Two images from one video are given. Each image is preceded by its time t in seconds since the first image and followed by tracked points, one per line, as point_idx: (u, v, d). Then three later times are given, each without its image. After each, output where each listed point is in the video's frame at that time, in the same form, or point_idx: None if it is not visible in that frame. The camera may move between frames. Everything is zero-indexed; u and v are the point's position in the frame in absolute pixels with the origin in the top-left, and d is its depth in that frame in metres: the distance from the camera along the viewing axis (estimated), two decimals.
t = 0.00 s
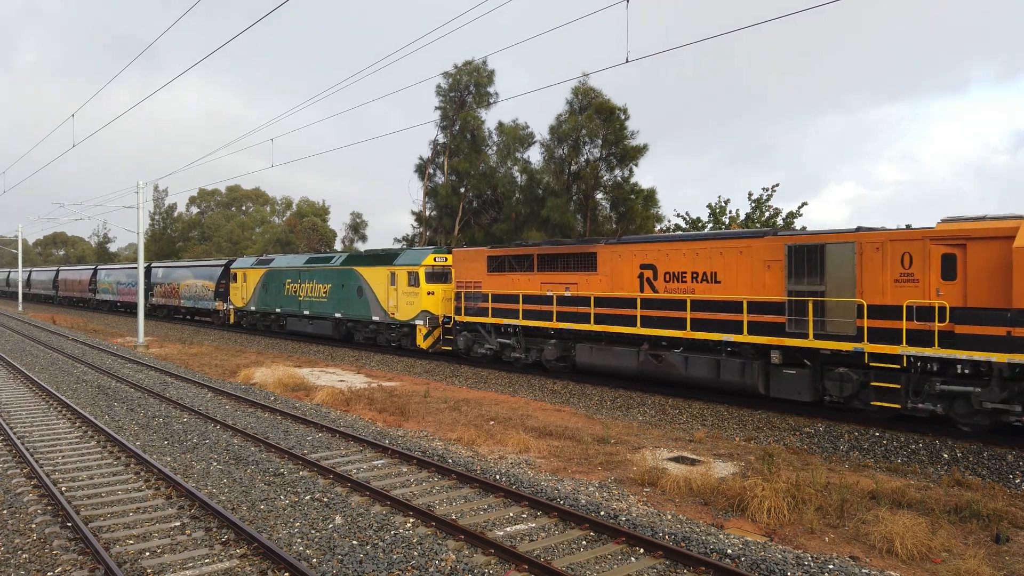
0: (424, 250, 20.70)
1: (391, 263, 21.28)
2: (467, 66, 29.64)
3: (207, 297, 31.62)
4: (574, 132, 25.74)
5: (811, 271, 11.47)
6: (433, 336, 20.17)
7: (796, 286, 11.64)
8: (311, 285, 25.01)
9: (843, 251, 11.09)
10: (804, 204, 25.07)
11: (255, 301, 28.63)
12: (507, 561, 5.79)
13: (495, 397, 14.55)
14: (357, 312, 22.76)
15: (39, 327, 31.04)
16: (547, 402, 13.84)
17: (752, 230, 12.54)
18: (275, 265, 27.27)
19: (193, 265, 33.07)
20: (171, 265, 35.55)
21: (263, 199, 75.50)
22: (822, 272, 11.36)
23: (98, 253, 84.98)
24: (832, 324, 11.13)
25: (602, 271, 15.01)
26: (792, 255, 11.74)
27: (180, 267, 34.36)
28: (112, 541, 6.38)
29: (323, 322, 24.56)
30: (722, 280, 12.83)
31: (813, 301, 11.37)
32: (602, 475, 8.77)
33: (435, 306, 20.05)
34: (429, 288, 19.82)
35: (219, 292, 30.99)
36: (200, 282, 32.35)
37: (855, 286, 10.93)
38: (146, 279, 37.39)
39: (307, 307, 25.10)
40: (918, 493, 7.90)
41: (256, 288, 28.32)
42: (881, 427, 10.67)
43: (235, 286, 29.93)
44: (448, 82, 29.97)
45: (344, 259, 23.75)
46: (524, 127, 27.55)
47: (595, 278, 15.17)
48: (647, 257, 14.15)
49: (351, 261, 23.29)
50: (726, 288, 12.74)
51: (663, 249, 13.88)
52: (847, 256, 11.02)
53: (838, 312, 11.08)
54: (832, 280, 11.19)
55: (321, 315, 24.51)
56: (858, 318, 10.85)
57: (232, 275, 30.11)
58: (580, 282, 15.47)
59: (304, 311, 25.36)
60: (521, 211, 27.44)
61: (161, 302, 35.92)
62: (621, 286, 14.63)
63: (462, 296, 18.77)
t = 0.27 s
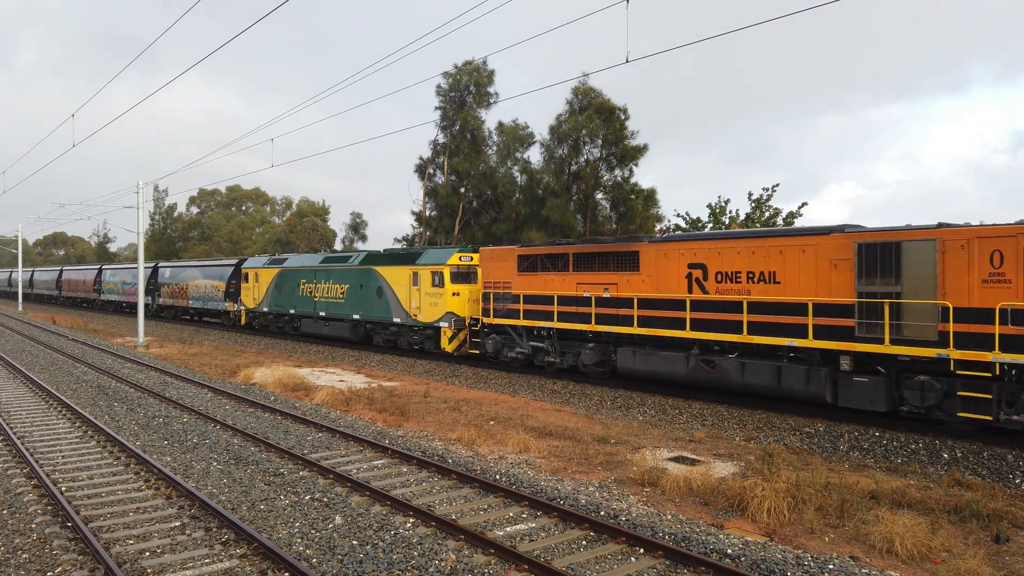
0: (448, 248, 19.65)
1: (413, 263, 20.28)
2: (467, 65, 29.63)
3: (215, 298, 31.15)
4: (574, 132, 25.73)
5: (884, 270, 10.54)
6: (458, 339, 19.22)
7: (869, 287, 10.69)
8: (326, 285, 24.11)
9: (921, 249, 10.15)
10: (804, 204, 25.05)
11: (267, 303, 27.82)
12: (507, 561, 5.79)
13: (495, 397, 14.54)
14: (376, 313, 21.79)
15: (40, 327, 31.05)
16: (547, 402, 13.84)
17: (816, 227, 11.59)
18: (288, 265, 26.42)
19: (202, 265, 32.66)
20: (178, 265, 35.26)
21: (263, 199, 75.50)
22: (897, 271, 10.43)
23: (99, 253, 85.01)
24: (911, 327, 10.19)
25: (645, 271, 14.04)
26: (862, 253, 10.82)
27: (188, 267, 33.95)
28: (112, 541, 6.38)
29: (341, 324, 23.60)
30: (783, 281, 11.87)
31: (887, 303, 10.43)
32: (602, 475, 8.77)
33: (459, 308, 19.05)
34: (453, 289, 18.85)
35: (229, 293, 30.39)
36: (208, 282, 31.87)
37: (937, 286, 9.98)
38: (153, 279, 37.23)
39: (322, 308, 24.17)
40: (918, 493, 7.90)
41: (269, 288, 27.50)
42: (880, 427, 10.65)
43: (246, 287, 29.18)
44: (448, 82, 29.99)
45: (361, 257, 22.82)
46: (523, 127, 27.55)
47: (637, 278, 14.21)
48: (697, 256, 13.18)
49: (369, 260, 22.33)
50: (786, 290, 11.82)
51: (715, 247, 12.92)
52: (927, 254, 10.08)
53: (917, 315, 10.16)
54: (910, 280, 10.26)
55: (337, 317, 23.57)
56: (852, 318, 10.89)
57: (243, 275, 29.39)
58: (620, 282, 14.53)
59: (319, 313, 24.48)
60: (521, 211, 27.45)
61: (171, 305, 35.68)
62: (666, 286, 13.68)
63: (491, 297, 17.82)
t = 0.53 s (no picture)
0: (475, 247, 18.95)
1: (438, 262, 19.68)
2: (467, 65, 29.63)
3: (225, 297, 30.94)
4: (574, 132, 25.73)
5: (970, 269, 9.66)
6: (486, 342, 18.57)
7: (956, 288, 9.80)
8: (344, 286, 23.63)
9: (1016, 248, 9.22)
10: (804, 204, 25.05)
11: (280, 303, 27.42)
12: (507, 561, 5.79)
13: (495, 397, 14.54)
14: (397, 314, 21.27)
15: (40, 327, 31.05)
16: (547, 402, 13.83)
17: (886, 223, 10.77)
18: (303, 265, 26.00)
19: (211, 265, 32.51)
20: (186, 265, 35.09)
21: (263, 199, 75.50)
22: (986, 270, 9.54)
23: (99, 253, 85.05)
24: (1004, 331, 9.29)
25: (695, 271, 13.18)
26: (945, 252, 9.95)
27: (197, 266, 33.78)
28: (112, 541, 6.38)
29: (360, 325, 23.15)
30: (851, 283, 11.02)
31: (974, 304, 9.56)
32: (602, 475, 8.77)
33: (487, 309, 18.39)
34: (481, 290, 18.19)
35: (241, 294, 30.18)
36: (218, 282, 31.68)
37: None
38: (160, 279, 37.08)
39: (340, 309, 23.72)
40: (918, 493, 7.90)
41: (282, 288, 27.09)
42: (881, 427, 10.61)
43: (258, 287, 28.82)
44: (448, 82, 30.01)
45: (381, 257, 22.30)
46: (523, 127, 27.55)
47: (684, 279, 13.35)
48: (754, 255, 12.32)
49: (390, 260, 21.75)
50: (857, 291, 10.94)
51: (774, 245, 12.06)
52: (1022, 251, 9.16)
53: (1009, 318, 9.28)
54: (1001, 280, 9.34)
55: (356, 318, 23.06)
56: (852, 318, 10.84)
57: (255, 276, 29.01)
58: (667, 283, 13.66)
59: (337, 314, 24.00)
60: (521, 211, 27.46)
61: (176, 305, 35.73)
62: (718, 287, 12.81)
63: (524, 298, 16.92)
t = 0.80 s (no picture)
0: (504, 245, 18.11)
1: (463, 262, 18.94)
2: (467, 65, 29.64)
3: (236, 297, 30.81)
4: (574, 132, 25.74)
5: None
6: (515, 346, 17.62)
7: None
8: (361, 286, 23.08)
9: None
10: (804, 204, 25.06)
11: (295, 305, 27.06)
12: (507, 561, 5.80)
13: (495, 397, 14.53)
14: (417, 316, 20.61)
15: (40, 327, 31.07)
16: (547, 402, 13.83)
17: (971, 217, 9.74)
18: (318, 264, 25.59)
19: (222, 264, 32.40)
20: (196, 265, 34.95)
21: (263, 199, 75.53)
22: None
23: (99, 253, 85.15)
24: None
25: (751, 271, 12.16)
26: None
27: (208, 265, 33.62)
28: (112, 541, 6.37)
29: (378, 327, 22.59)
30: (932, 283, 9.98)
31: None
32: (602, 475, 8.77)
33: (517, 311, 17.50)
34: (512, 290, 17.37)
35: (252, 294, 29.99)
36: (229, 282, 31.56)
37: None
38: (169, 280, 36.95)
39: (357, 310, 23.19)
40: (918, 493, 7.89)
41: (297, 289, 26.70)
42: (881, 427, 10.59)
43: (272, 288, 28.54)
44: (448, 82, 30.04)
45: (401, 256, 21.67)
46: (523, 127, 27.57)
47: (738, 279, 12.33)
48: (818, 254, 11.28)
49: (411, 259, 21.07)
50: (939, 291, 9.89)
51: (840, 243, 11.01)
52: None
53: None
54: None
55: (375, 320, 22.49)
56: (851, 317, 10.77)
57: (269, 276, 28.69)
58: (718, 284, 12.62)
59: (355, 315, 23.38)
60: (521, 211, 27.47)
61: (183, 306, 35.73)
62: (777, 288, 11.77)
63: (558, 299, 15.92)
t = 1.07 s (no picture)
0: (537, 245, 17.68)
1: (493, 261, 18.60)
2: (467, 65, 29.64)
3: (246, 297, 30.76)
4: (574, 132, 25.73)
5: None
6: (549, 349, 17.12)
7: None
8: (382, 287, 22.87)
9: None
10: (804, 204, 25.07)
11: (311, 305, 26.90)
12: (507, 561, 5.79)
13: (495, 397, 14.53)
14: (441, 317, 20.38)
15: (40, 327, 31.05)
16: (547, 402, 13.83)
17: (1016, 215, 9.37)
18: (335, 264, 25.37)
19: (234, 263, 32.40)
20: (206, 265, 34.97)
21: (263, 199, 75.54)
22: None
23: (99, 253, 85.18)
24: None
25: (817, 269, 11.33)
26: None
27: (218, 263, 33.61)
28: (112, 541, 6.37)
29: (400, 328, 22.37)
30: None
31: None
32: (602, 475, 8.77)
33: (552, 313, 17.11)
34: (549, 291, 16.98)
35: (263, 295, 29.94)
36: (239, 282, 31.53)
37: None
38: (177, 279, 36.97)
39: (377, 310, 22.98)
40: (918, 493, 7.90)
41: (314, 289, 26.54)
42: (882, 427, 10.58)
43: (286, 288, 28.39)
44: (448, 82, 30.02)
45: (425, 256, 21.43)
46: (523, 127, 27.57)
47: (801, 279, 11.51)
48: (893, 253, 10.49)
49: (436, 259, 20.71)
50: None
51: (917, 241, 10.25)
52: None
53: None
54: None
55: (396, 321, 22.27)
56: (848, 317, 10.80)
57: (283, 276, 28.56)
58: (780, 284, 11.77)
59: (375, 316, 23.19)
60: (521, 211, 27.47)
61: (191, 306, 35.73)
62: (845, 290, 10.98)
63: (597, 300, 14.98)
